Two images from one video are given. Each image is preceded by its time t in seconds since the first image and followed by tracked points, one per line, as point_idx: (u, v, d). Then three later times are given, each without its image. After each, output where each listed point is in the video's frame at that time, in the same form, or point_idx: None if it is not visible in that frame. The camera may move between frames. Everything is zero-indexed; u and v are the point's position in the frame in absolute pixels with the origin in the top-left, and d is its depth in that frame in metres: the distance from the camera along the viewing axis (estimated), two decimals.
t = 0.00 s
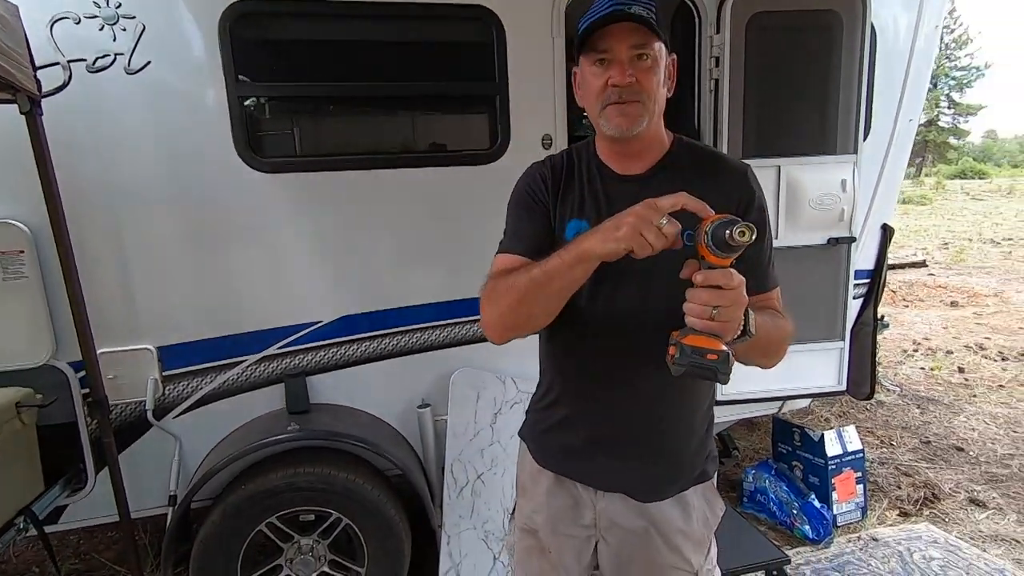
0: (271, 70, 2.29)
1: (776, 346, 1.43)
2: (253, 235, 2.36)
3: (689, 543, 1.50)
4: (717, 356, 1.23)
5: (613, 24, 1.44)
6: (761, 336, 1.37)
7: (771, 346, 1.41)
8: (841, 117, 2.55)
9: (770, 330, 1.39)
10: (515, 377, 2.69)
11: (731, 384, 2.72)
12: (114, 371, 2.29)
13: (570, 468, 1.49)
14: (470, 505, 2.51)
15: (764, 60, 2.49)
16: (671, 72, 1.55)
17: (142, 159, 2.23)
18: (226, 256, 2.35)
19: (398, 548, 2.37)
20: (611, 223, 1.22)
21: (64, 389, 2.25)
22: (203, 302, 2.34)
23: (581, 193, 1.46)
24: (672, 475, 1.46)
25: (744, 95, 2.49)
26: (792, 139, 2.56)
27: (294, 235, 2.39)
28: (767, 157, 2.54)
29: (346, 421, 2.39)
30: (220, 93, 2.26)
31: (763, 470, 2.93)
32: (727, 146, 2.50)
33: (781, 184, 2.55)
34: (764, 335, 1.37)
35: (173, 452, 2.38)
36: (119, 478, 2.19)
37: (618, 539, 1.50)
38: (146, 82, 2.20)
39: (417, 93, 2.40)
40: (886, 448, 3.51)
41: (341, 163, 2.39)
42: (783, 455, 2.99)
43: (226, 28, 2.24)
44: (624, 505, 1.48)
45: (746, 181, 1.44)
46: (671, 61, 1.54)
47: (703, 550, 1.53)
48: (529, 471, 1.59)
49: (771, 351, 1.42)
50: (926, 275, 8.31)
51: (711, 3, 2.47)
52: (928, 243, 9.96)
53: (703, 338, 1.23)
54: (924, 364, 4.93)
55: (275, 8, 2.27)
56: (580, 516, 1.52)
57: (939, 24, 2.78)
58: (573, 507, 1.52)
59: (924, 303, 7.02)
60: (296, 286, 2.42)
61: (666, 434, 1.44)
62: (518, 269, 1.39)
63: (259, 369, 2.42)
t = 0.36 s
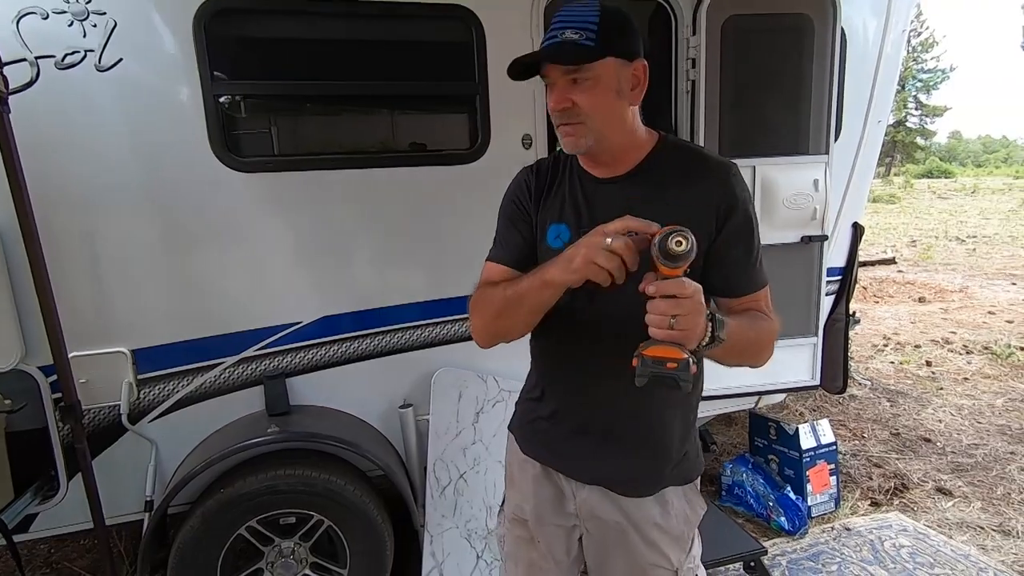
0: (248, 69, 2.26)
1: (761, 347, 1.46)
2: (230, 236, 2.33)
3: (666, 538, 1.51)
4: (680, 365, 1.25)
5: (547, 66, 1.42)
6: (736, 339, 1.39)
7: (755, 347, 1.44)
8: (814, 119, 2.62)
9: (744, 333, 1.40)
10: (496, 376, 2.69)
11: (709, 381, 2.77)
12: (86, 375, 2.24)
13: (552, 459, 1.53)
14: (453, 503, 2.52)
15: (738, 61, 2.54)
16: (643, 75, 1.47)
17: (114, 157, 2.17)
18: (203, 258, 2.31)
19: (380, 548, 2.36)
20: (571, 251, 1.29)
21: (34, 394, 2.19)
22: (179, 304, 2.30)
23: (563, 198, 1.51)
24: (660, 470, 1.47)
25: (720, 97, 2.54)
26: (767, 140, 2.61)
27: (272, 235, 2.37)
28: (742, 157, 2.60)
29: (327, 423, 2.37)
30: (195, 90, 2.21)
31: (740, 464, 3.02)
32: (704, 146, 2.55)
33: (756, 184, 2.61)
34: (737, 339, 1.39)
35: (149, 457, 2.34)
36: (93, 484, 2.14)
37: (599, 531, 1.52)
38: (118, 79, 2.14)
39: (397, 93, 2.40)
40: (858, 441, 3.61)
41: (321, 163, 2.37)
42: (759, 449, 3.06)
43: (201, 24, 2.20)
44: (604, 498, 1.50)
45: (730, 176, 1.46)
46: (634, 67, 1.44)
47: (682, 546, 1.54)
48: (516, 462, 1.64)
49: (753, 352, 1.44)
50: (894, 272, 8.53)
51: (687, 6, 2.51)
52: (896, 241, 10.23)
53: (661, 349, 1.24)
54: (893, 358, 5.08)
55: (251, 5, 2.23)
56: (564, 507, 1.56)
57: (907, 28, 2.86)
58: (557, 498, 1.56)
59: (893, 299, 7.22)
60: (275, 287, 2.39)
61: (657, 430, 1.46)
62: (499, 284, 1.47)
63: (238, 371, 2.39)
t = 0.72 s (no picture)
0: (235, 64, 2.23)
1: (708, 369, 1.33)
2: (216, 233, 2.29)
3: (633, 533, 1.57)
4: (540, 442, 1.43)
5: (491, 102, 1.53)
6: (626, 386, 1.37)
7: (688, 373, 1.34)
8: (800, 118, 2.66)
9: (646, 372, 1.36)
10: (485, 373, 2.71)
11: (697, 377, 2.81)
12: (69, 375, 2.19)
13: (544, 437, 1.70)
14: (444, 502, 2.52)
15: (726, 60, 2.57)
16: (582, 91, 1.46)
17: (96, 153, 2.12)
18: (188, 256, 2.27)
19: (370, 548, 2.34)
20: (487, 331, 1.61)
21: (13, 397, 2.10)
22: (164, 303, 2.26)
23: (547, 202, 1.60)
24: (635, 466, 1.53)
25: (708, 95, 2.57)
26: (754, 139, 2.66)
27: (258, 232, 2.33)
28: (730, 155, 2.63)
29: (315, 421, 2.35)
30: (179, 85, 2.17)
31: (728, 459, 3.05)
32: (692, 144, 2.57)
33: (744, 182, 2.64)
34: (629, 385, 1.37)
35: (134, 458, 2.30)
36: (75, 486, 2.09)
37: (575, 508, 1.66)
38: (99, 72, 2.09)
39: (386, 89, 2.38)
40: (842, 435, 3.67)
41: (310, 160, 2.34)
42: (747, 444, 3.08)
43: (185, 18, 2.15)
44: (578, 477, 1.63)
45: (695, 178, 1.36)
46: (566, 89, 1.45)
47: (653, 545, 1.57)
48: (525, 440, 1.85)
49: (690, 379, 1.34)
50: (875, 270, 8.66)
51: (675, 3, 2.52)
52: (876, 239, 10.41)
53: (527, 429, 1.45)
54: (875, 354, 5.16)
55: None
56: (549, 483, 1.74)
57: (890, 28, 2.91)
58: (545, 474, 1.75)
59: (874, 296, 7.35)
60: (262, 285, 2.36)
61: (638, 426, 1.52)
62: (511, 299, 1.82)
63: (224, 370, 2.35)
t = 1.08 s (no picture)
0: (238, 57, 2.20)
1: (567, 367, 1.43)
2: (218, 228, 2.27)
3: (598, 514, 1.72)
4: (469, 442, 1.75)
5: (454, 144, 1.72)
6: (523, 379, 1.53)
7: (555, 372, 1.45)
8: (804, 116, 2.67)
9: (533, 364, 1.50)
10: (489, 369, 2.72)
11: (700, 374, 2.82)
12: (69, 371, 2.17)
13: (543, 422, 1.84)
14: (446, 499, 2.50)
15: (731, 57, 2.57)
16: (506, 124, 1.57)
17: (97, 147, 2.10)
18: (190, 251, 2.25)
19: (373, 544, 2.34)
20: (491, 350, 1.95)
21: (14, 392, 2.09)
22: (165, 299, 2.24)
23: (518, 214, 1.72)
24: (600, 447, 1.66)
25: (713, 92, 2.57)
26: (759, 136, 2.66)
27: (261, 227, 2.32)
28: (734, 153, 2.64)
29: (317, 417, 2.34)
30: (182, 78, 2.15)
31: (729, 457, 3.07)
32: (696, 142, 2.60)
33: (747, 180, 2.67)
34: (521, 382, 1.53)
35: (135, 455, 2.28)
36: (76, 483, 2.08)
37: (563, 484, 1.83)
38: (101, 65, 2.07)
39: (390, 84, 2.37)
40: (842, 434, 3.68)
41: (314, 155, 2.33)
42: (748, 442, 3.10)
43: (188, 10, 2.13)
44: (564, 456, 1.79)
45: (585, 173, 1.41)
46: (489, 127, 1.56)
47: (618, 527, 1.70)
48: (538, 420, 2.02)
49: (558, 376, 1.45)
50: (873, 269, 8.69)
51: None
52: (874, 238, 10.44)
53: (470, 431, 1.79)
54: (875, 353, 5.18)
55: None
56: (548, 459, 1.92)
57: (894, 25, 2.91)
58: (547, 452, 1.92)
59: (873, 295, 7.37)
60: (264, 281, 2.34)
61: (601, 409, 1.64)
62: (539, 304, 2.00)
63: (226, 367, 2.34)
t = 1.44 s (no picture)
0: (246, 49, 2.20)
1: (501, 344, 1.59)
2: (226, 221, 2.27)
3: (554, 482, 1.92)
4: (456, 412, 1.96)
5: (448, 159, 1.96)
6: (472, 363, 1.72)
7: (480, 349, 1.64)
8: (815, 112, 2.66)
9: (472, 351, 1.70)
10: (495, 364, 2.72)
11: (707, 371, 2.81)
12: (77, 362, 2.18)
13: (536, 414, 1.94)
14: (451, 493, 2.49)
15: (742, 52, 2.55)
16: (472, 147, 1.76)
17: (105, 138, 2.10)
18: (198, 244, 2.25)
19: (379, 538, 2.34)
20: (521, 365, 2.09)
21: (23, 383, 2.10)
22: (171, 291, 2.24)
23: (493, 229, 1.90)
24: (576, 423, 1.78)
25: (723, 87, 2.56)
26: (769, 132, 2.64)
27: (268, 220, 2.31)
28: (745, 148, 2.63)
29: (323, 411, 2.35)
30: (190, 70, 2.14)
31: (735, 455, 3.05)
32: (706, 137, 2.58)
33: (757, 175, 2.65)
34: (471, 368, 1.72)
35: (142, 447, 2.29)
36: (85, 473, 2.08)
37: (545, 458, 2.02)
38: (109, 56, 2.06)
39: (398, 77, 2.36)
40: (850, 432, 3.67)
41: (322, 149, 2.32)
42: (754, 440, 3.10)
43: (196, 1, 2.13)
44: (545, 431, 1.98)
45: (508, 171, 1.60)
46: (457, 150, 1.77)
47: (571, 493, 1.86)
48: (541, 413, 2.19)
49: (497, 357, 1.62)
50: (881, 267, 8.65)
51: None
52: (883, 236, 10.40)
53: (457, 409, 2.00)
54: (883, 351, 5.16)
55: None
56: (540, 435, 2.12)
57: (908, 20, 2.88)
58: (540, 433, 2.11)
59: (881, 292, 7.34)
60: (270, 272, 2.34)
61: (577, 388, 1.76)
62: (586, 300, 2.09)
63: (233, 360, 2.34)
